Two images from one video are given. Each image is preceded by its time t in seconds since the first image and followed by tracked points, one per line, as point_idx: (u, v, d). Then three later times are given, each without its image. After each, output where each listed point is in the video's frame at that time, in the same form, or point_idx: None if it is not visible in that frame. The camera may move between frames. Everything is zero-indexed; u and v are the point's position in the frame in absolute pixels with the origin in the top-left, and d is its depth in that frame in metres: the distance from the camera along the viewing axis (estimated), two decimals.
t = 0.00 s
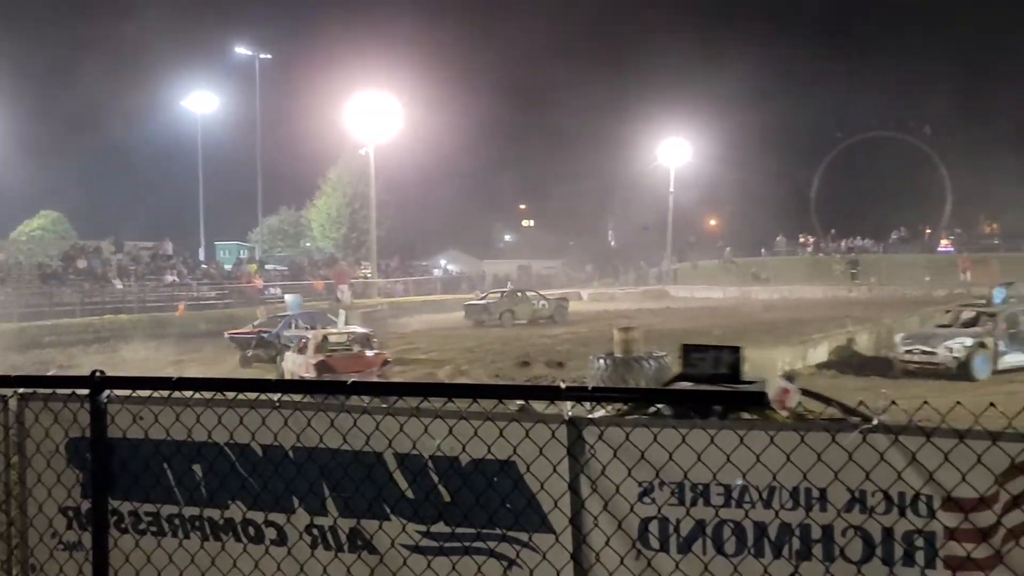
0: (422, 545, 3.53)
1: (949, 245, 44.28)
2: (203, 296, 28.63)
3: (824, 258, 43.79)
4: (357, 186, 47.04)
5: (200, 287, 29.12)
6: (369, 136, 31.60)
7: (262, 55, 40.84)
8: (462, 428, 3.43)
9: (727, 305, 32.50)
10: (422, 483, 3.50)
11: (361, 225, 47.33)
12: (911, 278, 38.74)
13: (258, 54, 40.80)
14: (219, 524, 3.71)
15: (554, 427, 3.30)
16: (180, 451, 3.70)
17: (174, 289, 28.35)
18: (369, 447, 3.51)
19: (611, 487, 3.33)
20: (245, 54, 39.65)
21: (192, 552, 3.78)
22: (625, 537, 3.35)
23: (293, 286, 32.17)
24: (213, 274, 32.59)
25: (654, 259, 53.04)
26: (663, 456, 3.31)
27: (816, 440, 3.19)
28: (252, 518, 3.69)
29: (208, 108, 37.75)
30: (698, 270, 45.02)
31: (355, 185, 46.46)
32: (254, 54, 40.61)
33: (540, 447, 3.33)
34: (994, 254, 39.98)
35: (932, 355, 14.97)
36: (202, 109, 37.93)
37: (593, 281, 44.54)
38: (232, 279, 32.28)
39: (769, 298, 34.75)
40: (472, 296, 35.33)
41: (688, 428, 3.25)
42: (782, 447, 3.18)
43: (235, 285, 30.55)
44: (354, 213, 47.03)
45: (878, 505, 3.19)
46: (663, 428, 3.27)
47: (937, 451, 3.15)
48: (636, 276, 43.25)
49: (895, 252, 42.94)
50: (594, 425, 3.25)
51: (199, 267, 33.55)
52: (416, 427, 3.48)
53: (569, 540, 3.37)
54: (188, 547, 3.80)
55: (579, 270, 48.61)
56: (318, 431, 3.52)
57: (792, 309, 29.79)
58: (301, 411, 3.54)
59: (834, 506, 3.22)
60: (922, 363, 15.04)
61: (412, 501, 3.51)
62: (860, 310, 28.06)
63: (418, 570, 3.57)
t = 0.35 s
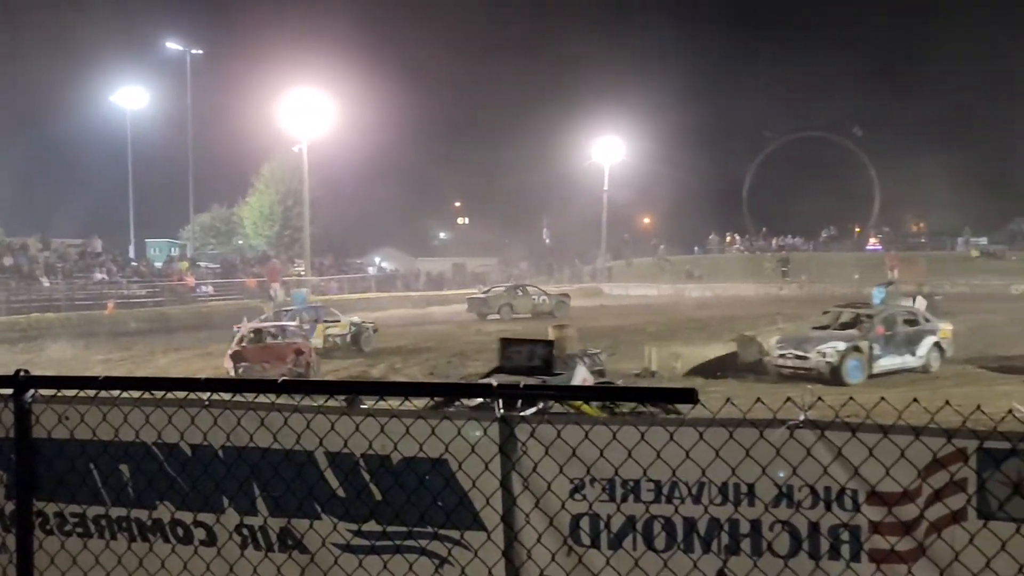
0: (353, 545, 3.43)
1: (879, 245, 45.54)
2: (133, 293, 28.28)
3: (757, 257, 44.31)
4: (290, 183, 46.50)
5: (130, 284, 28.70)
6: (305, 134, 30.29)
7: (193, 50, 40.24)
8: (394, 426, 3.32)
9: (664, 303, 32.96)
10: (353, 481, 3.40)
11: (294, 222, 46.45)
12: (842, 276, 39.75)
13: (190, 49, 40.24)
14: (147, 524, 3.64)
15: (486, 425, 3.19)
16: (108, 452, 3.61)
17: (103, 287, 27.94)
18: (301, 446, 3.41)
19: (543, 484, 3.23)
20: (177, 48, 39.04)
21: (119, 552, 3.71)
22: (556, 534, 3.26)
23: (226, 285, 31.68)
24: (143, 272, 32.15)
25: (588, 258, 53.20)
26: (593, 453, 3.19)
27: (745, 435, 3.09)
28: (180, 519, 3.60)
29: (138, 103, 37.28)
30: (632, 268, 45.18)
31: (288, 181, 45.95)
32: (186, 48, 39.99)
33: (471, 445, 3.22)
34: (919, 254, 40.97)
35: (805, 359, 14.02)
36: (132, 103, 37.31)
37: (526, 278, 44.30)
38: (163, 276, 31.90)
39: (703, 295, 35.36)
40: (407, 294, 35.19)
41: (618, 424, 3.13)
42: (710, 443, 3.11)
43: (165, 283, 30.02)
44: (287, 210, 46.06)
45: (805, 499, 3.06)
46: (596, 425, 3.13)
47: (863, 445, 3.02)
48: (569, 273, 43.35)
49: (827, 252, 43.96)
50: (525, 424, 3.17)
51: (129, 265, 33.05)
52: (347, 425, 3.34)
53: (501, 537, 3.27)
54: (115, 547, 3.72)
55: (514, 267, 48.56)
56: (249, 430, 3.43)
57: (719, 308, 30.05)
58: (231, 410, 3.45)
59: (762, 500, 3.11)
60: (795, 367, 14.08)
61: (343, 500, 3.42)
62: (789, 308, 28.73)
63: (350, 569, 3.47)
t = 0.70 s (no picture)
0: (266, 546, 3.37)
1: (792, 244, 46.78)
2: (43, 292, 27.40)
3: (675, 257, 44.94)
4: (206, 180, 45.91)
5: (41, 284, 27.88)
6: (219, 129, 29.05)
7: (107, 44, 39.26)
8: (309, 425, 3.26)
9: (585, 302, 33.31)
10: (266, 481, 3.34)
11: (210, 220, 46.10)
12: (756, 273, 40.75)
13: (103, 44, 39.27)
14: (54, 528, 3.53)
15: (401, 424, 3.17)
16: (13, 453, 3.50)
17: (11, 286, 27.10)
18: (213, 446, 3.35)
19: (458, 483, 3.21)
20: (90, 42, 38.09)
21: (26, 557, 3.59)
22: (471, 532, 3.24)
23: (140, 283, 31.17)
24: (54, 271, 31.27)
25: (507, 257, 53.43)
26: (508, 451, 3.17)
27: (658, 433, 3.06)
28: (90, 521, 3.50)
29: (48, 99, 36.26)
30: (551, 267, 45.38)
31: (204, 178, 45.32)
32: (99, 42, 38.99)
33: (386, 444, 3.19)
34: (831, 253, 42.03)
35: (648, 363, 14.21)
36: (42, 99, 36.30)
37: (446, 277, 44.20)
38: (75, 276, 31.21)
39: (620, 294, 35.81)
40: (326, 293, 34.88)
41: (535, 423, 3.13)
42: (624, 441, 3.08)
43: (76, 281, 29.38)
44: (203, 208, 45.54)
45: (716, 496, 3.03)
46: (510, 424, 3.14)
47: (772, 442, 2.99)
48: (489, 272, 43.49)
49: (743, 252, 44.93)
50: (441, 422, 3.16)
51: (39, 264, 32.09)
52: (261, 426, 3.31)
53: (416, 537, 3.26)
54: (22, 552, 3.60)
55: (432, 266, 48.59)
56: (160, 430, 3.36)
57: (633, 307, 30.31)
58: (142, 411, 3.37)
59: (675, 498, 3.07)
60: (641, 372, 14.23)
61: (256, 502, 3.36)
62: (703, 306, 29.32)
63: (261, 570, 3.40)
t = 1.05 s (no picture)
0: (193, 549, 3.34)
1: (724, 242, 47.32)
2: None
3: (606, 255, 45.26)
4: (134, 178, 45.04)
5: None
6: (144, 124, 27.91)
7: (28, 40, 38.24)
8: (237, 427, 3.23)
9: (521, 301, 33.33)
10: (192, 484, 3.32)
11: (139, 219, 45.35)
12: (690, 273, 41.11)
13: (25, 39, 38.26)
14: None
15: (329, 426, 3.17)
16: None
17: None
18: (139, 448, 3.31)
19: (388, 484, 3.20)
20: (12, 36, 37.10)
21: None
22: (400, 533, 3.24)
23: (67, 283, 30.46)
24: None
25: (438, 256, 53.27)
26: (437, 450, 3.17)
27: (586, 433, 3.07)
28: (12, 525, 3.48)
29: None
30: (485, 266, 45.21)
31: (133, 176, 44.51)
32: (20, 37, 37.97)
33: (315, 446, 3.18)
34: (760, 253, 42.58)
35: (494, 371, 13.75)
36: None
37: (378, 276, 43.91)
38: None
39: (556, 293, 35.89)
40: (259, 292, 34.41)
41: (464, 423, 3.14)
42: (552, 441, 3.08)
43: None
44: (132, 206, 44.73)
45: (644, 495, 3.08)
46: (439, 425, 3.15)
47: (699, 441, 3.03)
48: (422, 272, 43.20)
49: (676, 251, 45.30)
50: (370, 423, 3.16)
51: None
52: (189, 427, 3.28)
53: (345, 538, 3.24)
54: None
55: (364, 266, 48.26)
56: (84, 433, 3.33)
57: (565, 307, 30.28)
58: (65, 413, 3.34)
59: (604, 497, 3.10)
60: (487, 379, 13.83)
61: (183, 504, 3.33)
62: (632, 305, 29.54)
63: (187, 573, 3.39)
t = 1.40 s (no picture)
0: (140, 553, 3.29)
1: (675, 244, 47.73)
2: None
3: (556, 258, 45.35)
4: (83, 177, 44.20)
5: None
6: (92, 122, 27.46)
7: None
8: (186, 429, 3.19)
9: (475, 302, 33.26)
10: (141, 486, 3.24)
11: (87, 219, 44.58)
12: (641, 274, 41.36)
13: None
14: None
15: (281, 427, 3.14)
16: None
17: None
18: (85, 451, 3.25)
19: (339, 485, 3.18)
20: None
21: None
22: (351, 535, 3.21)
23: (13, 284, 29.73)
24: None
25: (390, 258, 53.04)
26: (389, 452, 3.17)
27: (539, 433, 3.11)
28: None
29: None
30: (437, 268, 45.04)
31: (81, 175, 43.69)
32: None
33: (266, 449, 3.15)
34: (710, 255, 42.99)
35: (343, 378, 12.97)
36: None
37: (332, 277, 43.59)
38: None
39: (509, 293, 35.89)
40: (209, 292, 33.94)
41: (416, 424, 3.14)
42: (504, 442, 3.11)
43: None
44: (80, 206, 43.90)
45: (595, 495, 3.10)
46: (392, 425, 3.14)
47: (649, 442, 3.07)
48: (373, 273, 42.90)
49: (628, 253, 45.54)
50: (321, 424, 3.14)
51: None
52: (137, 430, 3.21)
53: (296, 540, 3.19)
54: None
55: (315, 268, 47.87)
56: (31, 435, 3.27)
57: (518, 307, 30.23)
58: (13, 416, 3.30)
59: (555, 496, 3.12)
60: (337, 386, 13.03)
61: (131, 507, 3.26)
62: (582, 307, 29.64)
63: None
